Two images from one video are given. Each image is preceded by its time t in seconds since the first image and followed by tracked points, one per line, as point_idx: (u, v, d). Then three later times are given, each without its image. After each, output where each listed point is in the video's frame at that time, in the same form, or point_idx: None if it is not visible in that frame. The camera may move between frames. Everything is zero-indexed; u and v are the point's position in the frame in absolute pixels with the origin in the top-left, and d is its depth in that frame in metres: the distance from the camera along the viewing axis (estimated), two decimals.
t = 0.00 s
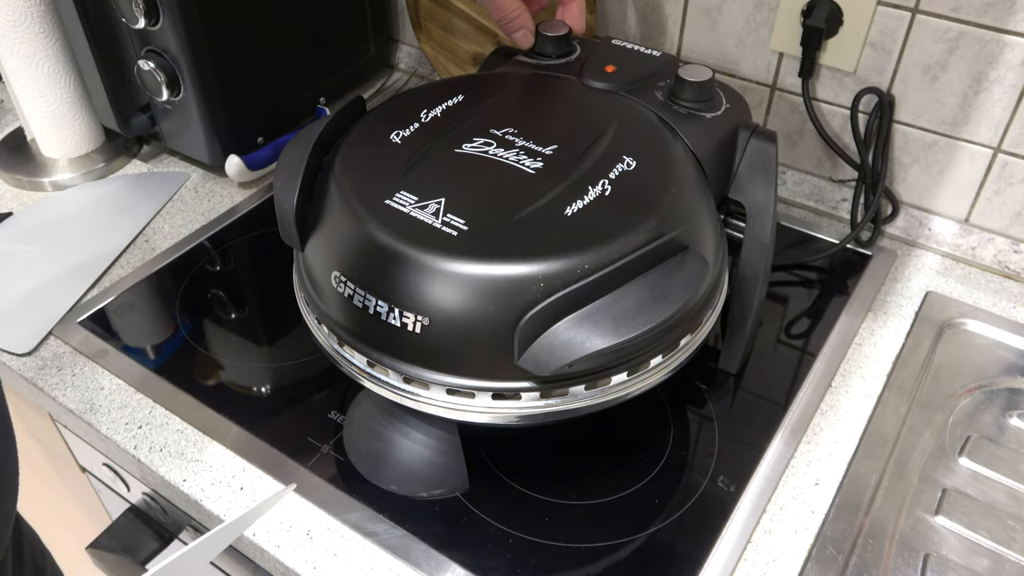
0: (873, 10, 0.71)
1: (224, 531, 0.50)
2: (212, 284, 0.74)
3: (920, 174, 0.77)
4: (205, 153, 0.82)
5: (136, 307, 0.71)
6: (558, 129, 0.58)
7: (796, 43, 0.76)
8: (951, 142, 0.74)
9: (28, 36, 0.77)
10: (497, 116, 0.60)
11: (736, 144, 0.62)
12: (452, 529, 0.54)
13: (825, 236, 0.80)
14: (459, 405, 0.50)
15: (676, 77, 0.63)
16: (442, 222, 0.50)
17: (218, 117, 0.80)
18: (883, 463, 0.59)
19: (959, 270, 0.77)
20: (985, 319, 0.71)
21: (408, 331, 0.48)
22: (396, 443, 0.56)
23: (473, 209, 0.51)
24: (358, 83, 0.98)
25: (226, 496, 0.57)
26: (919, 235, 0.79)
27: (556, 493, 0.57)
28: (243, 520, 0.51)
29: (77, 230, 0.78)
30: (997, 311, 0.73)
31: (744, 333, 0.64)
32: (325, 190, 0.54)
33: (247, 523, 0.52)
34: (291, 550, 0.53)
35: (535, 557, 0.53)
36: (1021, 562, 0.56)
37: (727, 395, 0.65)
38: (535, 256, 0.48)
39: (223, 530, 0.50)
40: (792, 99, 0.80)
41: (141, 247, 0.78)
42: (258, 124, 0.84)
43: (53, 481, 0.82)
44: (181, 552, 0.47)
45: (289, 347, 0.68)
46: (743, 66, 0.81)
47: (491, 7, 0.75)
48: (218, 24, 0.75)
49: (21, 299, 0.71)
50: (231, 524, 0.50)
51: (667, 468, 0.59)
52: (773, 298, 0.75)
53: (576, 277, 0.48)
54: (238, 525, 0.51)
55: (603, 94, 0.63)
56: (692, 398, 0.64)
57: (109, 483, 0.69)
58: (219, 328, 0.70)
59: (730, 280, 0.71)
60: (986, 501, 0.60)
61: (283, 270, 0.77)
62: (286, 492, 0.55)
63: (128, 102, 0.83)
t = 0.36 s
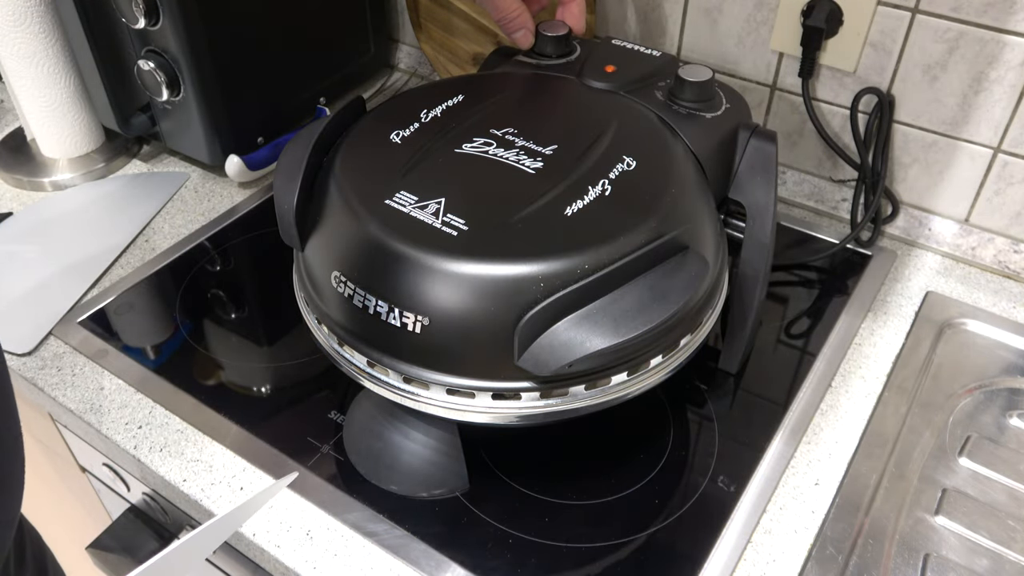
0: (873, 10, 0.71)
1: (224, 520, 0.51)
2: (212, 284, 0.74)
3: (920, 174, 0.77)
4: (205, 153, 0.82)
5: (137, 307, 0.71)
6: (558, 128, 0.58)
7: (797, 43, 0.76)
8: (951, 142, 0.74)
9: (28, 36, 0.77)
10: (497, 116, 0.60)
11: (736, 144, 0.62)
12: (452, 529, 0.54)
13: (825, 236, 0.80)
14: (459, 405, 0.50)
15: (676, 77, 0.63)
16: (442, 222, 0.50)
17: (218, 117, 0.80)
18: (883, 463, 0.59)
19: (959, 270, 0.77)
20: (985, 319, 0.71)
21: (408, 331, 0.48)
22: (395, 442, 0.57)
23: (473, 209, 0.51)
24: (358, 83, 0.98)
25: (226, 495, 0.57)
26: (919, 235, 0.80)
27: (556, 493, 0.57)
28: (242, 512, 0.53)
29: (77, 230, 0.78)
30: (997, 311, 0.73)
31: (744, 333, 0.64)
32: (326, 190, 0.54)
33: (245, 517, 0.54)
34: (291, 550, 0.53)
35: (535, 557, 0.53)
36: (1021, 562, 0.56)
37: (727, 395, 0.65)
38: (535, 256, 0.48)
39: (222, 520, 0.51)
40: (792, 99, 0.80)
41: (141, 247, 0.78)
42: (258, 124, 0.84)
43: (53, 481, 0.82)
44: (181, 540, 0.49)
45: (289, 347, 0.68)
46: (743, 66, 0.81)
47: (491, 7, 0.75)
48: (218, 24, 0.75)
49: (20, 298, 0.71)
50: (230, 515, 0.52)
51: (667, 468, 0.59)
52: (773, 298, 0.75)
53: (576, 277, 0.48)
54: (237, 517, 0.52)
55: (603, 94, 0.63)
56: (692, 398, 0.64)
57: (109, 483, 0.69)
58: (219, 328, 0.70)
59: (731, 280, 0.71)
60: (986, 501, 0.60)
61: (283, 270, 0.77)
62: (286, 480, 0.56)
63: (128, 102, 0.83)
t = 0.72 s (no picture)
0: (873, 10, 0.71)
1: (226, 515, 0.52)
2: (212, 284, 0.74)
3: (920, 173, 0.77)
4: (205, 153, 0.82)
5: (136, 307, 0.71)
6: (558, 128, 0.58)
7: (797, 44, 0.76)
8: (951, 142, 0.74)
9: (28, 36, 0.77)
10: (497, 116, 0.60)
11: (736, 144, 0.62)
12: (452, 529, 0.54)
13: (825, 236, 0.80)
14: (459, 405, 0.50)
15: (676, 77, 0.63)
16: (442, 222, 0.50)
17: (217, 117, 0.80)
18: (883, 463, 0.59)
19: (959, 270, 0.77)
20: (985, 319, 0.71)
21: (408, 331, 0.48)
22: (395, 441, 0.57)
23: (473, 209, 0.51)
24: (358, 83, 0.98)
25: (226, 496, 0.57)
26: (919, 235, 0.80)
27: (556, 493, 0.57)
28: (243, 508, 0.53)
29: (77, 229, 0.78)
30: (997, 311, 0.73)
31: (744, 333, 0.64)
32: (326, 190, 0.54)
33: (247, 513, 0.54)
34: (291, 550, 0.53)
35: (535, 557, 0.53)
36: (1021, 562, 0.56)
37: (727, 395, 0.65)
38: (535, 256, 0.48)
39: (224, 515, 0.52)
40: (792, 99, 0.80)
41: (141, 247, 0.78)
42: (258, 124, 0.84)
43: (53, 482, 0.82)
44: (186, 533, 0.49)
45: (289, 347, 0.68)
46: (743, 66, 0.81)
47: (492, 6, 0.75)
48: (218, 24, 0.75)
49: (20, 298, 0.71)
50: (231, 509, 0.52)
51: (667, 468, 0.59)
52: (773, 298, 0.75)
53: (576, 277, 0.48)
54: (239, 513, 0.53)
55: (603, 94, 0.63)
56: (691, 398, 0.64)
57: (109, 483, 0.69)
58: (219, 328, 0.70)
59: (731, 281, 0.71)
60: (986, 501, 0.60)
61: (283, 270, 0.77)
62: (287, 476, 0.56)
63: (127, 102, 0.83)
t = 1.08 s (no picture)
0: (873, 10, 0.71)
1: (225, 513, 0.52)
2: (212, 284, 0.74)
3: (920, 173, 0.77)
4: (205, 152, 0.82)
5: (136, 307, 0.71)
6: (558, 128, 0.58)
7: (796, 44, 0.76)
8: (951, 142, 0.74)
9: (28, 36, 0.77)
10: (497, 116, 0.60)
11: (736, 144, 0.62)
12: (452, 529, 0.54)
13: (825, 236, 0.80)
14: (459, 405, 0.50)
15: (676, 77, 0.63)
16: (442, 222, 0.50)
17: (217, 116, 0.80)
18: (883, 462, 0.59)
19: (959, 270, 0.77)
20: (985, 319, 0.71)
21: (408, 331, 0.48)
22: (395, 442, 0.57)
23: (473, 209, 0.51)
24: (358, 83, 0.98)
25: (225, 496, 0.57)
26: (919, 235, 0.80)
27: (556, 493, 0.57)
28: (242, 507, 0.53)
29: (77, 229, 0.78)
30: (997, 311, 0.73)
31: (744, 333, 0.64)
32: (326, 190, 0.54)
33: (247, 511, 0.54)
34: (291, 550, 0.53)
35: (535, 557, 0.53)
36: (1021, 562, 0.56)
37: (727, 395, 0.65)
38: (535, 256, 0.48)
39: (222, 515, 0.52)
40: (792, 99, 0.80)
41: (141, 247, 0.78)
42: (258, 124, 0.84)
43: (53, 482, 0.82)
44: (184, 533, 0.49)
45: (289, 347, 0.68)
46: (743, 66, 0.81)
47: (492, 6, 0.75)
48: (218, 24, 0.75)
49: (21, 298, 0.71)
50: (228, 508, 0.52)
51: (667, 468, 0.59)
52: (774, 298, 0.75)
53: (576, 277, 0.48)
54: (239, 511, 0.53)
55: (603, 94, 0.63)
56: (691, 398, 0.64)
57: (109, 483, 0.69)
58: (219, 328, 0.70)
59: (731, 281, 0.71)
60: (986, 501, 0.60)
61: (283, 270, 0.77)
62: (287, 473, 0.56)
63: (127, 102, 0.83)
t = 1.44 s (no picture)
0: (873, 10, 0.71)
1: (221, 509, 0.50)
2: (212, 284, 0.74)
3: (920, 174, 0.77)
4: (205, 152, 0.82)
5: (136, 307, 0.71)
6: (558, 128, 0.58)
7: (796, 44, 0.76)
8: (951, 142, 0.74)
9: (29, 36, 0.77)
10: (497, 116, 0.60)
11: (736, 144, 0.62)
12: (452, 529, 0.54)
13: (825, 236, 0.80)
14: (459, 405, 0.50)
15: (676, 77, 0.63)
16: (442, 222, 0.50)
17: (217, 116, 0.80)
18: (883, 462, 0.59)
19: (959, 270, 0.77)
20: (985, 319, 0.71)
21: (408, 331, 0.48)
22: (395, 442, 0.57)
23: (473, 209, 0.51)
24: (357, 83, 0.98)
25: (225, 496, 0.57)
26: (919, 235, 0.80)
27: (556, 493, 0.57)
28: (240, 503, 0.52)
29: (77, 229, 0.78)
30: (997, 311, 0.73)
31: (744, 333, 0.64)
32: (326, 190, 0.54)
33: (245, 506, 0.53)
34: (291, 550, 0.53)
35: (535, 557, 0.53)
36: (1021, 562, 0.56)
37: (728, 395, 0.65)
38: (535, 256, 0.48)
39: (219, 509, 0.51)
40: (791, 99, 0.80)
41: (141, 247, 0.78)
42: (258, 124, 0.84)
43: (53, 482, 0.82)
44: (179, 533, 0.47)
45: (289, 347, 0.68)
46: (743, 66, 0.81)
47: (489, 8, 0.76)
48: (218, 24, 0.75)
49: (21, 297, 0.71)
50: (225, 504, 0.51)
51: (667, 468, 0.59)
52: (773, 298, 0.75)
53: (576, 277, 0.48)
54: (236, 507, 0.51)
55: (603, 94, 0.63)
56: (691, 398, 0.64)
57: (109, 483, 0.69)
58: (219, 328, 0.70)
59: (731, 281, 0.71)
60: (986, 501, 0.60)
61: (282, 270, 0.77)
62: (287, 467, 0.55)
63: (127, 102, 0.83)
